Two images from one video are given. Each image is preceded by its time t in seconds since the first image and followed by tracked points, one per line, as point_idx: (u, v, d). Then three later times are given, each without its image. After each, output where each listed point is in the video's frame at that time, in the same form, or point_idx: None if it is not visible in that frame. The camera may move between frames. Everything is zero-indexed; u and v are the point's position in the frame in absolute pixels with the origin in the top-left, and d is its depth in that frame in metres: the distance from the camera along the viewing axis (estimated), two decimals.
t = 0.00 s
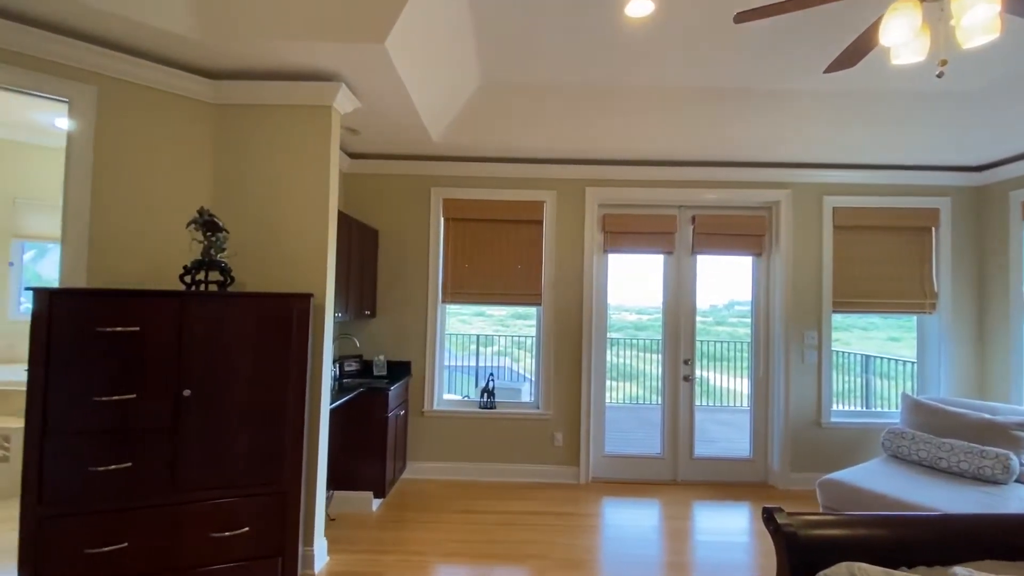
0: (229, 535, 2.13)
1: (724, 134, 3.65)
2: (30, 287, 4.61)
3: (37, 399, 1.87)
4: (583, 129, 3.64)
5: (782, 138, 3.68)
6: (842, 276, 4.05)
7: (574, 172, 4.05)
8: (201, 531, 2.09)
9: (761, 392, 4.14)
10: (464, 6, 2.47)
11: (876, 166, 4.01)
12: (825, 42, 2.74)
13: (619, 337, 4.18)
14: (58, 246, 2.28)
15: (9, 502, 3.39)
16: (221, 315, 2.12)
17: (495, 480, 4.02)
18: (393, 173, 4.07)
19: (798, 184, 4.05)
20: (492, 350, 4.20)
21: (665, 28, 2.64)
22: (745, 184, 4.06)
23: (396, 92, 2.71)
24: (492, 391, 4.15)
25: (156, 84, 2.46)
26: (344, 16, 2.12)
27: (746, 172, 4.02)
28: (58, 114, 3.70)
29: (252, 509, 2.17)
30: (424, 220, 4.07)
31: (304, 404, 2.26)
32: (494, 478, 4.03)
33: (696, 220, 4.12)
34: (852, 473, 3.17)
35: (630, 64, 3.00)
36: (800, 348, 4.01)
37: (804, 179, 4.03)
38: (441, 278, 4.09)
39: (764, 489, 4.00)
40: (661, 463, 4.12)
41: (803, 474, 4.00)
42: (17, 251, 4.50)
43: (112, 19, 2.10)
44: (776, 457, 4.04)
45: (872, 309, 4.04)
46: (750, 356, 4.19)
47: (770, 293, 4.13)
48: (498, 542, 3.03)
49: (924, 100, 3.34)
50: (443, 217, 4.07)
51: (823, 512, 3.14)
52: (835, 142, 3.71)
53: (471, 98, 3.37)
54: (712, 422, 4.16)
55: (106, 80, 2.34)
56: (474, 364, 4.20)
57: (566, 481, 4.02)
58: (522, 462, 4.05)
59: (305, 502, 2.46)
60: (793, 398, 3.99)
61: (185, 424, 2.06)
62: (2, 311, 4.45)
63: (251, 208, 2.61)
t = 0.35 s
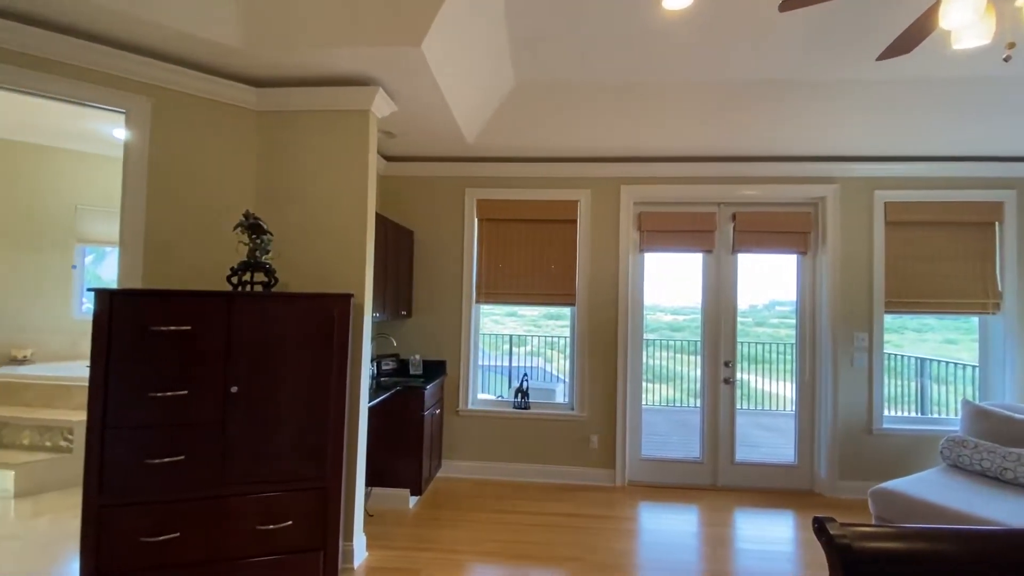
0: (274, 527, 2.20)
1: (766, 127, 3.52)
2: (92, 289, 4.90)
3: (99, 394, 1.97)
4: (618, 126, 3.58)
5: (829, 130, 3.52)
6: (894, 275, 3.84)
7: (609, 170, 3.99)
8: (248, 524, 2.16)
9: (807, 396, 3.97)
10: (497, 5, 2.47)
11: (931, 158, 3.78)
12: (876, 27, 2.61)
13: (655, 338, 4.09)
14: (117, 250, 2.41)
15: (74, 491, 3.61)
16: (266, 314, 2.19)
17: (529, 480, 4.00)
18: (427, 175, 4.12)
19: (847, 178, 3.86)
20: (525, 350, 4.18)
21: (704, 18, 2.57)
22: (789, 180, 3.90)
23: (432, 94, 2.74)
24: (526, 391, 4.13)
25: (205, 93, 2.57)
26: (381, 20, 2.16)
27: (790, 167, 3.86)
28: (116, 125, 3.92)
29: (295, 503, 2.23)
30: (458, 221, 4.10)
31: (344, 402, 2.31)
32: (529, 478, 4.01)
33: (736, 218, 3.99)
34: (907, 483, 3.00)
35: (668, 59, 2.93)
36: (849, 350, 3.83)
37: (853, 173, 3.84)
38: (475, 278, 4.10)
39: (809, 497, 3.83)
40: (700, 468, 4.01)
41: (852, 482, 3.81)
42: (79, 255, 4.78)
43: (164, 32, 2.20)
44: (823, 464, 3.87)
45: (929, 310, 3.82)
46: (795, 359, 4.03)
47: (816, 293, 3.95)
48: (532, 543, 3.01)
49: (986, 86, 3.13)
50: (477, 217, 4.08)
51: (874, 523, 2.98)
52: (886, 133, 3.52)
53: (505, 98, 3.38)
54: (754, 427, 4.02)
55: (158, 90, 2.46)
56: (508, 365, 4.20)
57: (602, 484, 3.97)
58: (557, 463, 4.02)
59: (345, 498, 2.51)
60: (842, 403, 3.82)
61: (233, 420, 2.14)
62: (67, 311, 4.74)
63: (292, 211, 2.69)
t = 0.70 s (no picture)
0: (316, 523, 2.25)
1: (812, 120, 3.37)
2: (146, 290, 5.18)
3: (154, 391, 2.07)
4: (655, 124, 3.51)
5: (880, 121, 3.35)
6: (954, 274, 3.61)
7: (646, 169, 3.91)
8: (291, 519, 2.22)
9: (856, 401, 3.79)
10: (531, 4, 2.45)
11: (995, 149, 3.54)
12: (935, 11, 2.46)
13: (693, 339, 3.99)
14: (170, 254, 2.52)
15: (132, 482, 3.81)
16: (309, 316, 2.25)
17: (564, 482, 3.97)
18: (461, 176, 4.14)
19: (900, 172, 3.66)
20: (560, 351, 4.15)
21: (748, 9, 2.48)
22: (837, 175, 3.73)
23: (468, 96, 2.75)
24: (560, 393, 4.10)
25: (250, 102, 2.66)
26: (416, 24, 2.18)
27: (838, 162, 3.69)
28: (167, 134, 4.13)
29: (336, 500, 2.28)
30: (493, 222, 4.11)
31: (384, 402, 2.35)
32: (563, 480, 3.98)
33: (780, 215, 3.84)
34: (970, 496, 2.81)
35: (708, 52, 2.85)
36: (904, 353, 3.63)
37: (906, 166, 3.63)
38: (509, 278, 4.10)
39: (860, 507, 3.65)
40: (742, 474, 3.88)
41: (908, 493, 3.61)
42: (135, 258, 5.06)
43: (211, 43, 2.30)
44: (875, 473, 3.67)
45: (992, 311, 3.57)
46: (844, 362, 3.85)
47: (867, 293, 3.77)
48: (568, 547, 2.98)
49: None
50: (511, 218, 4.08)
51: (934, 538, 2.81)
52: (945, 123, 3.31)
53: (540, 98, 3.36)
54: (800, 433, 3.86)
55: (206, 99, 2.56)
56: (542, 366, 4.18)
57: (639, 488, 3.90)
58: (592, 466, 3.97)
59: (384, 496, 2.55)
60: (896, 409, 3.62)
61: (278, 418, 2.21)
62: (123, 311, 5.02)
63: (332, 214, 2.75)
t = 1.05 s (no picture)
0: (357, 520, 2.29)
1: (862, 112, 3.22)
2: (196, 292, 5.41)
3: (205, 389, 2.15)
4: (694, 121, 3.42)
5: (937, 111, 3.16)
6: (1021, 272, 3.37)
7: (684, 166, 3.82)
8: (333, 516, 2.27)
9: (911, 408, 3.59)
10: (567, 2, 2.42)
11: None
12: None
13: (733, 341, 3.86)
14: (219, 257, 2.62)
15: (184, 475, 3.99)
16: (350, 317, 2.30)
17: (599, 485, 3.92)
18: (496, 177, 4.15)
19: (960, 165, 3.45)
20: (595, 352, 4.10)
21: None
22: (889, 168, 3.54)
23: (503, 98, 2.75)
24: (596, 395, 4.05)
25: (293, 109, 2.74)
26: (453, 26, 2.19)
27: (890, 155, 3.51)
28: (216, 141, 4.31)
29: (376, 498, 2.31)
30: (527, 223, 4.10)
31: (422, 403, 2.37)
32: (599, 484, 3.94)
33: (827, 211, 3.68)
34: None
35: (751, 45, 2.76)
36: (965, 357, 3.41)
37: (967, 158, 3.41)
38: (543, 279, 4.08)
39: (916, 520, 3.45)
40: (787, 482, 3.73)
41: (970, 507, 3.39)
42: (185, 261, 5.30)
43: (256, 53, 2.37)
44: (933, 485, 3.47)
45: None
46: (898, 366, 3.65)
47: (923, 294, 3.56)
48: (605, 551, 2.94)
49: None
50: (546, 218, 4.06)
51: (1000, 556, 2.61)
52: (1010, 112, 3.10)
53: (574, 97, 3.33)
54: (848, 440, 3.68)
55: (251, 108, 2.65)
56: (578, 367, 4.14)
57: (677, 494, 3.80)
58: (629, 469, 3.90)
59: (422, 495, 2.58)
60: (956, 416, 3.40)
61: (321, 416, 2.26)
62: (175, 312, 5.27)
63: (371, 217, 2.80)
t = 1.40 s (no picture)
0: (395, 519, 2.32)
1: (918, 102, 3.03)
2: (241, 293, 5.63)
3: (251, 388, 2.23)
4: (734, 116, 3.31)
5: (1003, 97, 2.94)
6: None
7: (724, 162, 3.70)
8: (372, 514, 2.31)
9: (975, 415, 3.36)
10: None
11: None
12: None
13: (777, 343, 3.72)
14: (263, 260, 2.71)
15: (231, 469, 4.15)
16: (387, 317, 2.33)
17: (637, 489, 3.85)
18: (530, 177, 4.14)
19: None
20: (631, 354, 4.03)
21: None
22: (948, 160, 3.32)
23: (537, 98, 2.73)
24: (632, 397, 3.97)
25: (333, 115, 2.81)
26: (488, 27, 2.19)
27: (949, 146, 3.29)
28: (259, 147, 4.46)
29: (414, 497, 2.34)
30: (561, 223, 4.07)
31: (458, 403, 2.38)
32: (636, 488, 3.86)
33: (879, 206, 3.49)
34: None
35: (795, 35, 2.64)
36: None
37: None
38: (578, 279, 4.04)
39: (981, 535, 3.22)
40: (836, 491, 3.56)
41: None
42: (231, 263, 5.52)
43: (298, 61, 2.44)
44: (999, 498, 3.23)
45: None
46: (959, 370, 3.42)
47: (988, 294, 3.33)
48: (642, 557, 2.88)
49: None
50: (580, 218, 4.02)
51: None
52: None
53: (609, 95, 3.28)
54: (904, 449, 3.47)
55: (293, 114, 2.73)
56: (613, 368, 4.08)
57: (718, 500, 3.69)
58: (667, 474, 3.81)
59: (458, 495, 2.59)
60: None
61: (360, 415, 2.30)
62: (223, 312, 5.49)
63: (408, 218, 2.84)
